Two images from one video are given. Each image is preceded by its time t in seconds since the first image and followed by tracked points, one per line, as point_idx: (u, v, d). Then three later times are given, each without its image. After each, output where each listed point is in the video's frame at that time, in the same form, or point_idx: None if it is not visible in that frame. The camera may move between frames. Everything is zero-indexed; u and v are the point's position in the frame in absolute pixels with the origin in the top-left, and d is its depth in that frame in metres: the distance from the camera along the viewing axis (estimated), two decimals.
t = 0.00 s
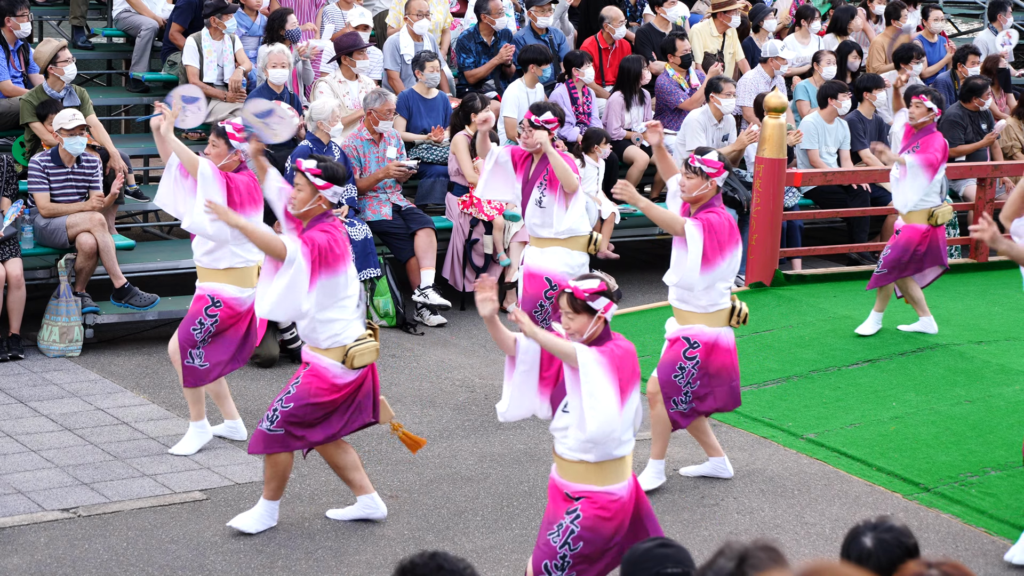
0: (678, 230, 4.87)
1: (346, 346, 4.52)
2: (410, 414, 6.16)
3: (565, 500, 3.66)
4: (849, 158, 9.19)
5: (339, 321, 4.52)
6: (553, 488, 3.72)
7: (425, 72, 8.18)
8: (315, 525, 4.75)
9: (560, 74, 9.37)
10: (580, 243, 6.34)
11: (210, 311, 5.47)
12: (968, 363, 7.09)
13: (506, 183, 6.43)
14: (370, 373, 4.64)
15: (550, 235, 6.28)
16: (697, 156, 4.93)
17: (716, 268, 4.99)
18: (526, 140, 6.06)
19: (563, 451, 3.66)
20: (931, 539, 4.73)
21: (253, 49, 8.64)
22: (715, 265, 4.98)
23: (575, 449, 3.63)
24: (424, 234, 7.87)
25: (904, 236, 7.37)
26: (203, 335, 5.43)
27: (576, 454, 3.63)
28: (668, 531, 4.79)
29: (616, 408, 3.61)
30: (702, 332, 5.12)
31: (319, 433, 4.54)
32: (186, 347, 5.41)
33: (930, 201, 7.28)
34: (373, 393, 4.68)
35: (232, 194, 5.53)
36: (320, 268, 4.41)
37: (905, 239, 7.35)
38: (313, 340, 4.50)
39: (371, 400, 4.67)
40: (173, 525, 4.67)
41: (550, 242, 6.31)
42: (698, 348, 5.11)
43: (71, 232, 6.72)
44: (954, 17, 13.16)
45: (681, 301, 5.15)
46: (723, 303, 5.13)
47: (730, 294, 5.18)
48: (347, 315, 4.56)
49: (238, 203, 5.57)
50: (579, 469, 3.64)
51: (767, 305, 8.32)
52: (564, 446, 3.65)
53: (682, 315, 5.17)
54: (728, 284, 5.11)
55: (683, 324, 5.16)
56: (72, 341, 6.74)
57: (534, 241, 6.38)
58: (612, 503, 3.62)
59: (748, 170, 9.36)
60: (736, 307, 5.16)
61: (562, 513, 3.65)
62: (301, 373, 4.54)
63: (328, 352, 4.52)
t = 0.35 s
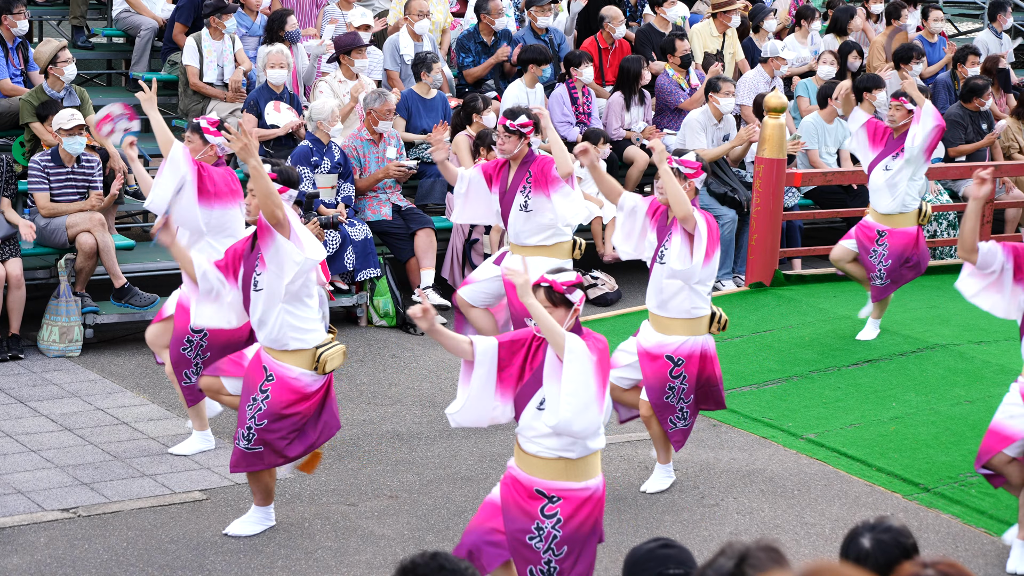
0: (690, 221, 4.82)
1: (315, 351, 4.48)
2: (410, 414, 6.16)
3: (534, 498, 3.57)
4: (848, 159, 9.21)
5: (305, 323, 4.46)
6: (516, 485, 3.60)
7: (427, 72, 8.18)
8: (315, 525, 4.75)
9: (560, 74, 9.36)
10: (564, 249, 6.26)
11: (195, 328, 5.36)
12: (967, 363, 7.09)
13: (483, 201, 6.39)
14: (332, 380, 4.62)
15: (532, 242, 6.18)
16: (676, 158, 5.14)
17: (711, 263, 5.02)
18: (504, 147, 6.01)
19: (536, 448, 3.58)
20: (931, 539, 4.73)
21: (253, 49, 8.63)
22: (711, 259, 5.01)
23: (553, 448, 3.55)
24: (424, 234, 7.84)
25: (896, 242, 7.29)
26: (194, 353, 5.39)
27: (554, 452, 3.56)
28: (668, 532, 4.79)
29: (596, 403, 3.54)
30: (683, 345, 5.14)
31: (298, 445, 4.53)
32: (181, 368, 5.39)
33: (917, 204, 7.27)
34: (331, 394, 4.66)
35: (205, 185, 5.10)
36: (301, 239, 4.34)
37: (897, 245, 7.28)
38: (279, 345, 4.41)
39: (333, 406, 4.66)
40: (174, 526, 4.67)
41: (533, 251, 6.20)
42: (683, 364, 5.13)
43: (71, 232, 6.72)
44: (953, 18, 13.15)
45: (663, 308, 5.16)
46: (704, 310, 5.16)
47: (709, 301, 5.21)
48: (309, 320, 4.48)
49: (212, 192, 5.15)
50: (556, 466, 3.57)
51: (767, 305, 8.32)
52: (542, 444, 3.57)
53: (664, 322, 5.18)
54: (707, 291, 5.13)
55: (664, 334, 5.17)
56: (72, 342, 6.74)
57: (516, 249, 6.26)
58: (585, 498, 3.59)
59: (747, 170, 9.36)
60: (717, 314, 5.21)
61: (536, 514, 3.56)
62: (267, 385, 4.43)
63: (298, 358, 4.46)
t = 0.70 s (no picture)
0: (676, 220, 4.89)
1: (298, 352, 4.47)
2: (410, 414, 6.15)
3: (514, 506, 3.62)
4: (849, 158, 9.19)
5: (283, 325, 4.42)
6: (493, 495, 3.65)
7: (428, 71, 8.17)
8: (314, 525, 4.75)
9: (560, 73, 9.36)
10: (543, 251, 6.26)
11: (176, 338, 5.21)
12: (967, 363, 7.09)
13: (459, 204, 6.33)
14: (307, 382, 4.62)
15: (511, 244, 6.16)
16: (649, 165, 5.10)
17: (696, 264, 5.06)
18: (486, 147, 5.95)
19: (516, 455, 3.64)
20: (931, 539, 4.73)
21: (253, 49, 8.64)
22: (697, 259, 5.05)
23: (533, 456, 3.62)
24: (424, 234, 7.84)
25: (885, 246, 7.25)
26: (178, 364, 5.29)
27: (533, 458, 3.62)
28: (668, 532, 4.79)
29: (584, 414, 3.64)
30: (675, 353, 5.04)
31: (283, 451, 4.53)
32: (168, 378, 5.30)
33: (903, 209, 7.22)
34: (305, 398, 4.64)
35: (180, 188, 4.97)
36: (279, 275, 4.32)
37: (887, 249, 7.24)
38: (268, 351, 4.36)
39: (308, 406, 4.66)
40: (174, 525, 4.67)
41: (512, 252, 6.18)
42: (676, 372, 5.06)
43: (71, 232, 6.72)
44: (953, 17, 13.14)
45: (652, 315, 5.05)
46: (693, 315, 5.09)
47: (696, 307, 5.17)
48: (287, 323, 4.44)
49: (188, 197, 5.04)
50: (538, 472, 3.64)
51: (767, 305, 8.32)
52: (522, 452, 3.63)
53: (652, 328, 5.06)
54: (695, 295, 5.07)
55: (653, 342, 5.05)
56: (72, 341, 6.74)
57: (495, 253, 6.22)
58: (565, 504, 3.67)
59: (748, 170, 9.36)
60: (703, 321, 5.16)
61: (519, 522, 3.62)
62: (252, 397, 4.37)
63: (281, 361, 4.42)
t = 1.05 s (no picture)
0: (619, 238, 4.69)
1: (263, 356, 4.38)
2: (410, 414, 6.15)
3: (471, 515, 3.63)
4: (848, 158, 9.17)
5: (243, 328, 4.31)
6: (454, 504, 3.66)
7: (428, 71, 8.17)
8: (314, 525, 4.75)
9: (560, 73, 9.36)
10: (505, 253, 6.18)
11: (134, 336, 5.02)
12: (967, 363, 7.08)
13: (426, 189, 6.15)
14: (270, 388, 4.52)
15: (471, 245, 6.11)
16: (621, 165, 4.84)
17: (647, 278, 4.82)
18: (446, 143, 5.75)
19: (469, 463, 3.64)
20: (931, 539, 4.73)
21: (253, 49, 8.64)
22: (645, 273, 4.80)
23: (486, 464, 3.61)
24: (423, 234, 7.86)
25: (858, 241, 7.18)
26: (140, 362, 5.05)
27: (489, 469, 3.61)
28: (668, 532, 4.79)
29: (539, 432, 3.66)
30: (646, 360, 4.97)
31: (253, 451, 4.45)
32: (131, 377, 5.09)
33: (873, 196, 7.16)
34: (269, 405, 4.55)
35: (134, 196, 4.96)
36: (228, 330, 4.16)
37: (860, 243, 7.17)
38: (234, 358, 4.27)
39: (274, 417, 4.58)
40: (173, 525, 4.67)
41: (472, 254, 6.14)
42: (649, 380, 4.96)
43: (71, 232, 6.72)
44: (953, 17, 13.13)
45: (619, 322, 4.98)
46: (660, 322, 5.00)
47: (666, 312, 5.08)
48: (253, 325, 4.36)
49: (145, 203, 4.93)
50: (490, 481, 3.62)
51: (767, 305, 8.32)
52: (477, 461, 3.62)
53: (623, 336, 5.00)
54: (661, 300, 4.98)
55: (622, 349, 4.99)
56: (72, 341, 6.74)
57: (456, 250, 6.20)
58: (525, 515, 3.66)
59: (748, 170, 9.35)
60: (675, 324, 5.09)
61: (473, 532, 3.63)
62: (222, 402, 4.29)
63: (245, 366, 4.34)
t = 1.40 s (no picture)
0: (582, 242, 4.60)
1: (250, 354, 4.36)
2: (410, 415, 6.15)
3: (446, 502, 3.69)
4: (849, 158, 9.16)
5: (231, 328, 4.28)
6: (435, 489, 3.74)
7: (427, 71, 8.17)
8: (314, 525, 4.75)
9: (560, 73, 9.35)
10: (478, 245, 6.25)
11: (75, 300, 5.29)
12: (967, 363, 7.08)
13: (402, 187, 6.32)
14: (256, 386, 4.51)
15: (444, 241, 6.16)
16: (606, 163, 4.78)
17: (622, 280, 4.75)
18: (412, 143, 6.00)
19: (442, 455, 3.68)
20: (931, 540, 4.72)
21: (253, 50, 8.63)
22: (620, 277, 4.74)
23: (457, 457, 3.66)
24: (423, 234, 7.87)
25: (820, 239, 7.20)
26: (64, 321, 5.30)
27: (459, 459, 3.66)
28: (667, 533, 4.78)
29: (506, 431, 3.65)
30: (620, 349, 4.88)
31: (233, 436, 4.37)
32: (46, 330, 5.32)
33: (847, 205, 7.14)
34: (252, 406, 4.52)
35: (90, 193, 5.25)
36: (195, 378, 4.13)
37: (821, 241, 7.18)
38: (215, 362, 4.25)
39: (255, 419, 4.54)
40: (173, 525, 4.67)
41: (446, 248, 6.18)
42: (616, 367, 4.87)
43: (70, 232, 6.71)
44: (953, 17, 13.12)
45: (596, 317, 4.89)
46: (639, 316, 4.90)
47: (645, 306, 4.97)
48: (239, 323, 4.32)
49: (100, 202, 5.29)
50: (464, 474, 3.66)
51: (766, 305, 8.32)
52: (448, 453, 3.67)
53: (598, 329, 4.91)
54: (640, 297, 4.89)
55: (598, 341, 4.91)
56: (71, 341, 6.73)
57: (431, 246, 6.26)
58: (500, 501, 3.68)
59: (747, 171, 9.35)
60: (654, 321, 4.95)
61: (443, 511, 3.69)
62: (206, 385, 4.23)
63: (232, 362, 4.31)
